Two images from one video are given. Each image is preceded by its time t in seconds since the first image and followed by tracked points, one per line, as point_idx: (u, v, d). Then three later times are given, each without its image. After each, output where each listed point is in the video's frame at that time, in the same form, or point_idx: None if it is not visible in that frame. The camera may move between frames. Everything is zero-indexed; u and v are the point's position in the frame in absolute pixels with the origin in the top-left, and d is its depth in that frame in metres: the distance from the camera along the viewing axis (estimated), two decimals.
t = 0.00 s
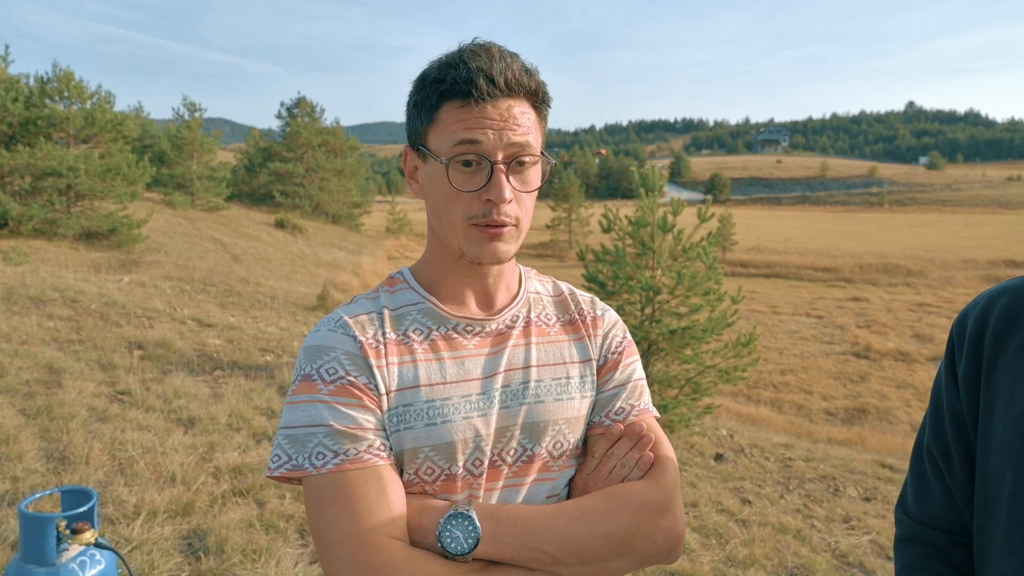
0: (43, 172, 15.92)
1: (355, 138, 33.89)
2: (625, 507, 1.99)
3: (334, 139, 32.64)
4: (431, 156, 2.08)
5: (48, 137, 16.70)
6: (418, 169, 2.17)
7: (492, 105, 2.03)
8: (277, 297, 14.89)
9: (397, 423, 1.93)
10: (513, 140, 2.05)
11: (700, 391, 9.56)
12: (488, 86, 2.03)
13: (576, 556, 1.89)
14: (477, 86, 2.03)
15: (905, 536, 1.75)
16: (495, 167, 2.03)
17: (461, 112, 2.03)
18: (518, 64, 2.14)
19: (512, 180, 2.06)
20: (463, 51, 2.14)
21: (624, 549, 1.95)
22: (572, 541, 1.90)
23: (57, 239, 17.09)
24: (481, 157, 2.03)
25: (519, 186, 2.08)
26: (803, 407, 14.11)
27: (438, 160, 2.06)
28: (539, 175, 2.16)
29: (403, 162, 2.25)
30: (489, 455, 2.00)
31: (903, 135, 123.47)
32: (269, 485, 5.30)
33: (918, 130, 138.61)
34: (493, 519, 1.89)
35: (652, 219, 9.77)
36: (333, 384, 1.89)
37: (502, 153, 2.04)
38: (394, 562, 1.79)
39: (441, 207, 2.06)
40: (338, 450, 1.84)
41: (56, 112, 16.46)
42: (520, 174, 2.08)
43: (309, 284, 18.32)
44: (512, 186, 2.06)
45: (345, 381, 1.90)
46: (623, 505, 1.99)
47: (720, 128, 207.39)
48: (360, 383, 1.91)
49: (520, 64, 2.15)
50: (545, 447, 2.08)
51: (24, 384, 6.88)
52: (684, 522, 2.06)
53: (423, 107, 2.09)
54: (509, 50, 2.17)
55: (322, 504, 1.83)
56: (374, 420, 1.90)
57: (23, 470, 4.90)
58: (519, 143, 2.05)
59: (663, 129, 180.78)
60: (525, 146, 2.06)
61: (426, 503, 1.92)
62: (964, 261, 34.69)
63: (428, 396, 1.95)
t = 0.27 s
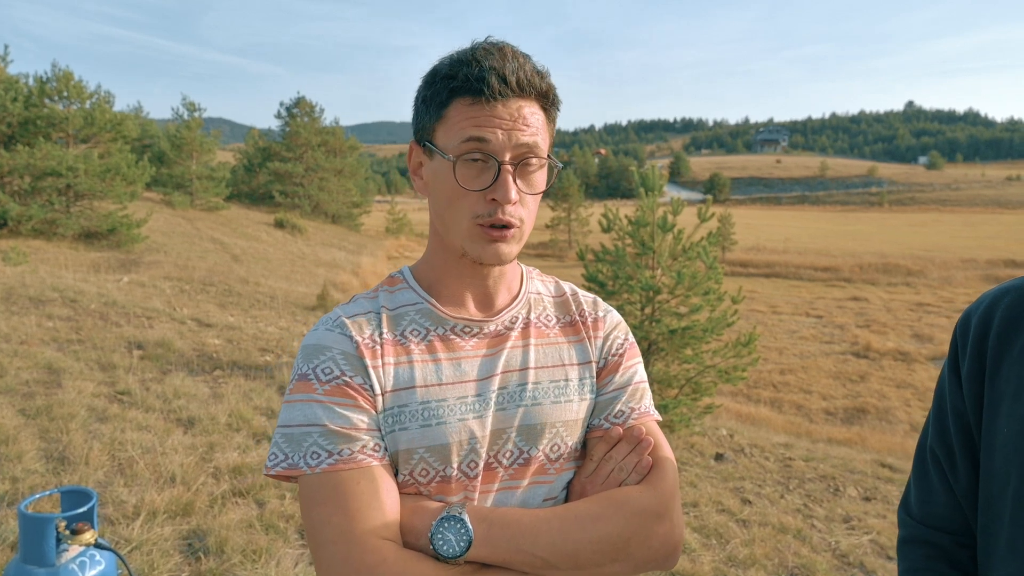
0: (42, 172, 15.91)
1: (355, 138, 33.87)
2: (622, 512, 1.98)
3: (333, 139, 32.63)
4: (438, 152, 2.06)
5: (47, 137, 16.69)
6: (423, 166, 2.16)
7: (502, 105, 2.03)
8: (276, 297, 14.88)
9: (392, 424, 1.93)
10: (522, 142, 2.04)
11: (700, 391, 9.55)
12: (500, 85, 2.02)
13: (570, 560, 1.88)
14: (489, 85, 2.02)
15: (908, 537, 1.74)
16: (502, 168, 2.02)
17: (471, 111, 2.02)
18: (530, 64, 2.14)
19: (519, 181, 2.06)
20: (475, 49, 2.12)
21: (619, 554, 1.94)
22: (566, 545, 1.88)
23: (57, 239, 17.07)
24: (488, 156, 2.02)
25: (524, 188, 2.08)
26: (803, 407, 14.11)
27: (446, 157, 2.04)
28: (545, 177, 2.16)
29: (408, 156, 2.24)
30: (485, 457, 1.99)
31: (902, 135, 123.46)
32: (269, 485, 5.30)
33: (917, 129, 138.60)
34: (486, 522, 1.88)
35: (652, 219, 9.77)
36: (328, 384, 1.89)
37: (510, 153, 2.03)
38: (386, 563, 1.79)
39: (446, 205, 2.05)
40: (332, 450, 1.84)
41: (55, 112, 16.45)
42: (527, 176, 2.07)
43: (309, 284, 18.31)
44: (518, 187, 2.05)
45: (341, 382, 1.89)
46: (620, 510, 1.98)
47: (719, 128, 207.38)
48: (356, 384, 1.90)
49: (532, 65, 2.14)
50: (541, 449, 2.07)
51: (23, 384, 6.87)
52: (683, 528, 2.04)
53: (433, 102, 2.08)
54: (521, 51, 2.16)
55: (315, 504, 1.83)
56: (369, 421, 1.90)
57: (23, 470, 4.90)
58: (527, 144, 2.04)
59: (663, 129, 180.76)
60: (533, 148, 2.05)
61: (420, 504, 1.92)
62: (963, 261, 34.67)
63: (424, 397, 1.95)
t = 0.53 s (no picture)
0: (41, 172, 15.89)
1: (354, 138, 33.86)
2: (623, 510, 1.97)
3: (333, 139, 32.62)
4: (458, 139, 2.03)
5: (46, 137, 16.66)
6: (435, 156, 2.11)
7: (527, 97, 2.03)
8: (275, 296, 14.86)
9: (391, 423, 1.92)
10: (543, 135, 2.05)
11: (700, 391, 9.54)
12: (527, 76, 2.03)
13: (571, 559, 1.88)
14: (516, 75, 2.02)
15: (910, 537, 1.74)
16: (525, 157, 2.01)
17: (496, 99, 2.01)
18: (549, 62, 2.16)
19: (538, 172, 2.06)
20: (496, 42, 2.12)
21: (621, 553, 1.93)
22: (567, 544, 1.88)
23: (55, 239, 17.05)
24: (511, 145, 2.01)
25: (542, 180, 2.08)
26: (802, 407, 14.10)
27: (466, 144, 2.01)
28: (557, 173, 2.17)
29: (414, 147, 2.19)
30: (485, 455, 1.98)
31: (901, 135, 123.49)
32: (268, 485, 5.29)
33: (916, 130, 138.67)
34: (487, 521, 1.87)
35: (652, 219, 9.76)
36: (326, 382, 1.88)
37: (533, 143, 2.03)
38: (386, 563, 1.78)
39: (463, 193, 2.02)
40: (330, 449, 1.83)
41: (54, 111, 16.43)
42: (545, 168, 2.08)
43: (308, 284, 18.29)
44: (538, 178, 2.05)
45: (339, 380, 1.89)
46: (621, 508, 1.97)
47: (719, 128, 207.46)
48: (355, 382, 1.90)
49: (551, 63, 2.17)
50: (541, 448, 2.07)
51: (22, 384, 6.86)
52: (684, 526, 2.04)
53: (453, 89, 2.05)
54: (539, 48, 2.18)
55: (313, 504, 1.82)
56: (368, 419, 1.89)
57: (22, 470, 4.88)
58: (548, 137, 2.06)
59: (662, 129, 180.79)
60: (553, 141, 2.07)
61: (420, 504, 1.91)
62: (962, 261, 34.68)
63: (423, 395, 1.95)
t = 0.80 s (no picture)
0: (40, 172, 15.89)
1: (354, 138, 33.86)
2: (627, 512, 1.98)
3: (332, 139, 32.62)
4: (471, 142, 2.02)
5: (45, 137, 16.66)
6: (447, 156, 2.10)
7: (544, 104, 2.02)
8: (275, 297, 14.86)
9: (396, 422, 1.91)
10: (557, 143, 2.04)
11: (699, 391, 9.53)
12: (545, 83, 2.03)
13: (576, 560, 1.88)
14: (535, 81, 2.01)
15: (908, 537, 1.74)
16: (538, 163, 2.01)
17: (513, 104, 2.00)
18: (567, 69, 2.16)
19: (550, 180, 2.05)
20: (516, 45, 2.11)
21: (625, 554, 1.94)
22: (572, 545, 1.88)
23: (55, 239, 17.04)
24: (525, 151, 2.00)
25: (552, 188, 2.07)
26: (802, 407, 14.10)
27: (481, 147, 2.00)
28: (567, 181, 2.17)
29: (425, 144, 2.17)
30: (489, 456, 1.98)
31: (901, 135, 123.47)
32: (268, 485, 5.28)
33: (916, 130, 138.65)
34: (493, 521, 1.87)
35: (652, 219, 9.76)
36: (331, 380, 1.87)
37: (546, 151, 2.02)
38: (391, 563, 1.78)
39: (474, 195, 2.01)
40: (335, 448, 1.82)
41: (54, 112, 16.42)
42: (557, 176, 2.07)
43: (308, 284, 18.29)
44: (550, 185, 2.04)
45: (345, 378, 1.88)
46: (626, 510, 1.98)
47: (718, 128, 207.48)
48: (361, 380, 1.89)
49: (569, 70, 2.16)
50: (546, 449, 2.06)
51: (21, 385, 6.86)
52: (687, 528, 2.04)
53: (470, 91, 2.03)
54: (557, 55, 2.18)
55: (318, 503, 1.81)
56: (374, 419, 1.88)
57: (21, 471, 4.88)
58: (562, 146, 2.05)
59: (662, 129, 180.79)
60: (566, 150, 2.06)
61: (424, 504, 1.90)
62: (962, 261, 34.67)
63: (429, 395, 1.94)
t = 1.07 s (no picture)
0: (40, 173, 15.90)
1: (354, 139, 33.89)
2: (630, 513, 1.98)
3: (332, 140, 32.63)
4: (482, 145, 2.01)
5: (45, 138, 16.67)
6: (455, 157, 2.10)
7: (554, 109, 2.02)
8: (275, 297, 14.88)
9: (402, 421, 1.91)
10: (568, 150, 2.04)
11: (699, 391, 9.54)
12: (555, 89, 2.02)
13: (581, 560, 1.88)
14: (547, 87, 2.01)
15: (904, 537, 1.74)
16: (547, 169, 2.00)
17: (524, 109, 2.00)
18: (579, 77, 2.15)
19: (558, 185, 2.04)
20: (529, 50, 2.11)
21: (628, 554, 1.94)
22: (577, 546, 1.88)
23: (55, 240, 17.05)
24: (535, 156, 2.00)
25: (561, 194, 2.07)
26: (802, 407, 14.11)
27: (491, 150, 2.00)
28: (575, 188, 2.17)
29: (435, 145, 2.17)
30: (494, 456, 1.98)
31: (900, 135, 123.52)
32: (267, 486, 5.28)
33: (916, 130, 138.72)
34: (499, 520, 1.87)
35: (651, 219, 9.76)
36: (338, 378, 1.86)
37: (555, 156, 2.02)
38: (398, 562, 1.78)
39: (483, 198, 2.01)
40: (342, 446, 1.81)
41: (53, 112, 16.42)
42: (566, 182, 2.07)
43: (307, 284, 18.31)
44: (558, 191, 2.04)
45: (352, 376, 1.87)
46: (629, 511, 1.98)
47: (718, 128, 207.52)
48: (368, 378, 1.89)
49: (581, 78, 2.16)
50: (550, 451, 2.07)
51: (21, 385, 6.86)
52: (688, 530, 2.05)
53: (481, 93, 2.03)
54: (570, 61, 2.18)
55: (323, 501, 1.80)
56: (381, 418, 1.88)
57: (20, 471, 4.88)
58: (571, 153, 2.05)
59: (661, 129, 180.86)
60: (576, 157, 2.06)
61: (429, 503, 1.90)
62: (962, 261, 34.67)
63: (436, 395, 1.94)
